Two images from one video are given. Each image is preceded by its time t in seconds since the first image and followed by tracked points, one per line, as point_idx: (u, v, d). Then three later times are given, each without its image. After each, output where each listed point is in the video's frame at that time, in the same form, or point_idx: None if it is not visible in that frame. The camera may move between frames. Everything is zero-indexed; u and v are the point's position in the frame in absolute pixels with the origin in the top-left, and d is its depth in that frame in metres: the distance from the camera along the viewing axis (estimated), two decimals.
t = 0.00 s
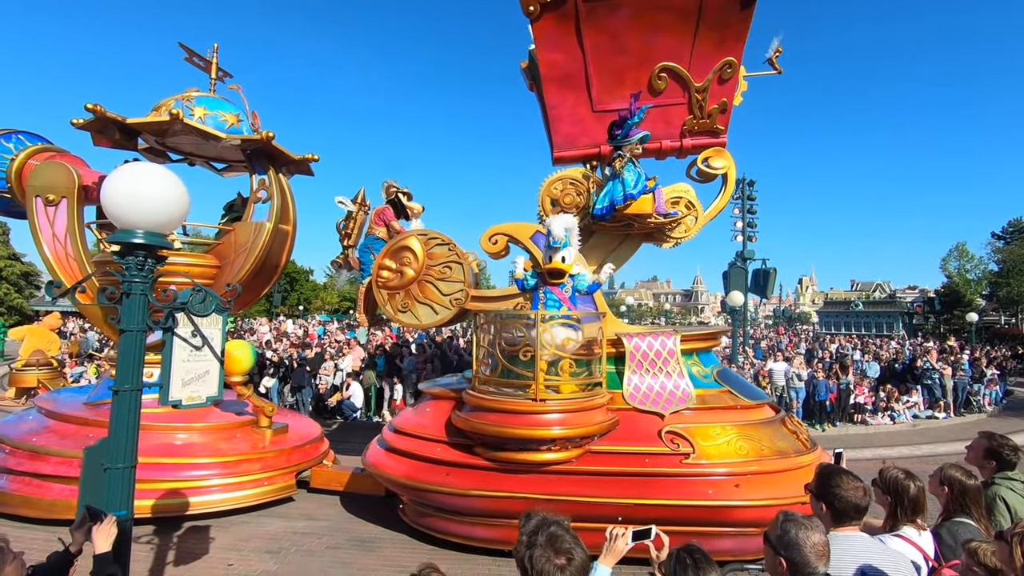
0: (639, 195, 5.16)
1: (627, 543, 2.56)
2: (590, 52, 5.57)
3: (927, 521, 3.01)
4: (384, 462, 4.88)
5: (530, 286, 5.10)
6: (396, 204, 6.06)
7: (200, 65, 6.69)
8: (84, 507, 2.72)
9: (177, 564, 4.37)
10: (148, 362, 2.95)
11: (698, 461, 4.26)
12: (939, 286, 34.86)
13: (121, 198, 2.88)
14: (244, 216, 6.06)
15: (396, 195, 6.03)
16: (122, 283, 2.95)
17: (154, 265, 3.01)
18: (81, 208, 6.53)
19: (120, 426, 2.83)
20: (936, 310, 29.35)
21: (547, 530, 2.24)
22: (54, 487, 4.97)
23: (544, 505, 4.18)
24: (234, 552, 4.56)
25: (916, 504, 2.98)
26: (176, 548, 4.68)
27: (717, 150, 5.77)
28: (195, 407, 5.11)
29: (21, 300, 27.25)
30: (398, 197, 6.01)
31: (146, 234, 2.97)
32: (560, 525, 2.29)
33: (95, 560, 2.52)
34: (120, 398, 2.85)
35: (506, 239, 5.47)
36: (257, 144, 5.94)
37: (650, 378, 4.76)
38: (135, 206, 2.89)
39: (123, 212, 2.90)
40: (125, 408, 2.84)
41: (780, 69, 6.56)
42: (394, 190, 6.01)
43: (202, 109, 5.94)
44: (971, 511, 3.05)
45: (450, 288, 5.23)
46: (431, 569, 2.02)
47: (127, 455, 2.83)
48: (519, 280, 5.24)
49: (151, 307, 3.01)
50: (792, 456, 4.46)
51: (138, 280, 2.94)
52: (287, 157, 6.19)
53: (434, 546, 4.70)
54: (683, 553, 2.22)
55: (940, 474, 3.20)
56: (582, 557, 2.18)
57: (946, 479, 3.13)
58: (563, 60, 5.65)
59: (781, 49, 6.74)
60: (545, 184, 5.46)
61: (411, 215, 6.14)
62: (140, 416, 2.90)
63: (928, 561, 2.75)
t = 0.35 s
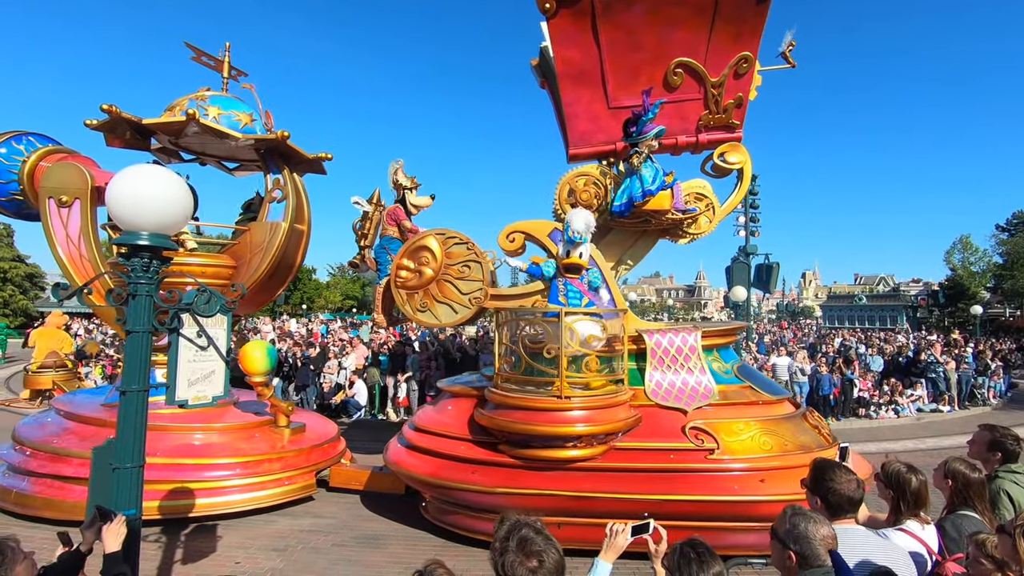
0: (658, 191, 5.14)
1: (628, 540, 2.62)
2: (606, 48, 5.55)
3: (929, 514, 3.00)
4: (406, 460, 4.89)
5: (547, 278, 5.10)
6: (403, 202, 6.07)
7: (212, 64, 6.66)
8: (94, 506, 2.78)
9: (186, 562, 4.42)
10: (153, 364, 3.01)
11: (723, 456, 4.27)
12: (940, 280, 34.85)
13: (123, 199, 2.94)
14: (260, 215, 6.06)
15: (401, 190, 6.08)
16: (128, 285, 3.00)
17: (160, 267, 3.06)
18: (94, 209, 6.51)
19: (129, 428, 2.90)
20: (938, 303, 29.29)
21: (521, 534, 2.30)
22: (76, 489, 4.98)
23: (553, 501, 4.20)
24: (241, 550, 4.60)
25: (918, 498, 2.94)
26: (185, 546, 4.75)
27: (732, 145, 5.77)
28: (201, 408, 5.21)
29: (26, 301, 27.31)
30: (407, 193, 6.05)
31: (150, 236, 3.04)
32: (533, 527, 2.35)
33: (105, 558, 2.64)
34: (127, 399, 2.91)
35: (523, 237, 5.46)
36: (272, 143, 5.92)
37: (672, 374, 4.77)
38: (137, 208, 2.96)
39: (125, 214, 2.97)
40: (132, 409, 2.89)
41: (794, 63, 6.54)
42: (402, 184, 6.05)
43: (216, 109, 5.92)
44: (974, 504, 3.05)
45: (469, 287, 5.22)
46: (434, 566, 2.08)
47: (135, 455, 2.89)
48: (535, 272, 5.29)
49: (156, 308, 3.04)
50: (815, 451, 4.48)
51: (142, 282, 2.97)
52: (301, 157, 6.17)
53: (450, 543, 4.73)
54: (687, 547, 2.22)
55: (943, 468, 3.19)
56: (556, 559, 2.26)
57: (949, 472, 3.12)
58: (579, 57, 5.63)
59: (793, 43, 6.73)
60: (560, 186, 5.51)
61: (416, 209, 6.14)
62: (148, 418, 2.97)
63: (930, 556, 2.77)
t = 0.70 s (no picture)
0: (682, 188, 5.11)
1: (634, 538, 2.60)
2: (628, 46, 5.53)
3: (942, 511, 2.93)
4: (432, 459, 4.88)
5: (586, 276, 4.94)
6: (423, 203, 5.88)
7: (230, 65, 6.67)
8: (106, 506, 2.83)
9: (197, 561, 4.46)
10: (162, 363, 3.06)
11: (753, 455, 4.24)
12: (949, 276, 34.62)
13: (133, 202, 2.95)
14: (280, 216, 6.06)
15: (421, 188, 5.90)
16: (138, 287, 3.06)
17: (169, 268, 3.11)
18: (113, 211, 6.52)
19: (140, 428, 2.95)
20: (947, 299, 29.07)
21: (541, 525, 2.36)
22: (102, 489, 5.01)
23: (567, 500, 4.20)
24: (252, 549, 4.63)
25: (930, 496, 2.88)
26: (195, 545, 4.77)
27: (754, 140, 5.73)
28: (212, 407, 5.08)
29: (38, 303, 27.52)
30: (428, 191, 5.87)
31: (160, 237, 3.05)
32: (555, 519, 2.42)
33: (117, 558, 2.66)
34: (138, 399, 2.96)
35: (545, 235, 5.44)
36: (291, 143, 5.91)
37: (699, 372, 4.75)
38: (149, 210, 2.97)
39: (133, 217, 2.97)
40: (143, 408, 2.96)
41: (815, 57, 6.49)
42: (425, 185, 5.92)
43: (236, 109, 5.92)
44: (990, 501, 2.97)
45: (493, 287, 5.21)
46: (446, 563, 2.10)
47: (147, 454, 2.93)
48: (574, 269, 5.09)
49: (165, 309, 3.11)
50: (845, 449, 4.45)
51: (153, 283, 3.06)
52: (321, 157, 6.15)
53: (472, 542, 4.72)
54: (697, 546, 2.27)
55: (958, 463, 3.12)
56: (579, 552, 2.28)
57: (963, 468, 3.05)
58: (601, 54, 5.60)
59: (813, 37, 6.67)
60: (583, 183, 5.51)
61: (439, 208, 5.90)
62: (159, 417, 3.02)
63: (943, 555, 2.70)
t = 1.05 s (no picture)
0: (714, 180, 5.08)
1: (646, 533, 2.63)
2: (657, 37, 5.48)
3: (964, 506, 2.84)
4: (464, 454, 4.89)
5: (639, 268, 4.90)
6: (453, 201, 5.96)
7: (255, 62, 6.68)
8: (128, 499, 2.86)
9: (216, 553, 4.53)
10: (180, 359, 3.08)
11: (792, 450, 4.19)
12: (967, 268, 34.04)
13: (153, 202, 2.96)
14: (307, 212, 6.09)
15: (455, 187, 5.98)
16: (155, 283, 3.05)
17: (186, 265, 3.13)
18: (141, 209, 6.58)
19: (160, 422, 2.99)
20: (966, 291, 28.56)
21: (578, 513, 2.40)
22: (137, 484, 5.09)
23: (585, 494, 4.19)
24: (270, 542, 4.74)
25: (951, 491, 2.77)
26: (215, 537, 4.84)
27: (785, 131, 5.67)
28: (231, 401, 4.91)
29: (61, 301, 28.02)
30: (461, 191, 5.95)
31: (177, 234, 3.06)
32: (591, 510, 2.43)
33: (139, 549, 2.73)
34: (158, 393, 2.98)
35: (574, 229, 5.40)
36: (318, 140, 5.92)
37: (733, 366, 4.71)
38: (166, 209, 2.98)
39: (155, 215, 2.99)
40: (162, 403, 2.98)
41: (845, 44, 6.38)
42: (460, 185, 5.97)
43: (263, 106, 5.93)
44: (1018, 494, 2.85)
45: (523, 282, 5.18)
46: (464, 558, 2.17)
47: (167, 448, 2.98)
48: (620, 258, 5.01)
49: (184, 305, 3.11)
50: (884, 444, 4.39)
51: (170, 279, 3.03)
52: (346, 153, 6.14)
53: (504, 536, 4.73)
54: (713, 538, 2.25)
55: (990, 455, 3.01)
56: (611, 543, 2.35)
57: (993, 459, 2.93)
58: (629, 46, 5.56)
59: (843, 25, 6.55)
60: (609, 179, 5.46)
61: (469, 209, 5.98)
62: (178, 411, 3.06)
63: (964, 550, 2.64)
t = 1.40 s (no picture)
0: (746, 174, 5.02)
1: (658, 528, 2.66)
2: (685, 30, 5.42)
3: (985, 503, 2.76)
4: (496, 451, 4.89)
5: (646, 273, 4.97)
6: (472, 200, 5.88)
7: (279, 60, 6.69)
8: (149, 494, 2.93)
9: (236, 547, 4.62)
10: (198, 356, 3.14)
11: (831, 446, 4.15)
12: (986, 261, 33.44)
13: (170, 203, 3.01)
14: (333, 210, 6.11)
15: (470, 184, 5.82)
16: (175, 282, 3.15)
17: (203, 264, 3.22)
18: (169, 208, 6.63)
19: (179, 418, 3.05)
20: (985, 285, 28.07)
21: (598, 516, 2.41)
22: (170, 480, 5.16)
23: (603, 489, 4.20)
24: (287, 536, 4.84)
25: (970, 487, 2.73)
26: (234, 531, 4.93)
27: (815, 123, 5.60)
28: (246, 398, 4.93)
29: (82, 299, 28.49)
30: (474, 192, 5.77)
31: (193, 234, 3.12)
32: (615, 512, 2.42)
33: (160, 543, 2.80)
34: (177, 390, 3.06)
35: (602, 225, 5.38)
36: (343, 137, 5.92)
37: (768, 362, 4.66)
38: (183, 210, 3.04)
39: (170, 215, 3.05)
40: (181, 399, 3.05)
41: (876, 34, 6.26)
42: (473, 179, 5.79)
43: (289, 104, 5.94)
44: None
45: (552, 279, 5.16)
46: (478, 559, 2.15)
47: (185, 444, 3.04)
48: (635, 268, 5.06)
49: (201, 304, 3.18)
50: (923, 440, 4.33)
51: (188, 278, 3.14)
52: (371, 150, 6.14)
53: (535, 533, 4.74)
54: (728, 535, 2.22)
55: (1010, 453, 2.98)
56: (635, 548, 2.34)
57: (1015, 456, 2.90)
58: (657, 39, 5.51)
59: (874, 13, 6.43)
60: (643, 164, 5.37)
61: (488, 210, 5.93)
62: (196, 407, 3.13)
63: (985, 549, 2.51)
